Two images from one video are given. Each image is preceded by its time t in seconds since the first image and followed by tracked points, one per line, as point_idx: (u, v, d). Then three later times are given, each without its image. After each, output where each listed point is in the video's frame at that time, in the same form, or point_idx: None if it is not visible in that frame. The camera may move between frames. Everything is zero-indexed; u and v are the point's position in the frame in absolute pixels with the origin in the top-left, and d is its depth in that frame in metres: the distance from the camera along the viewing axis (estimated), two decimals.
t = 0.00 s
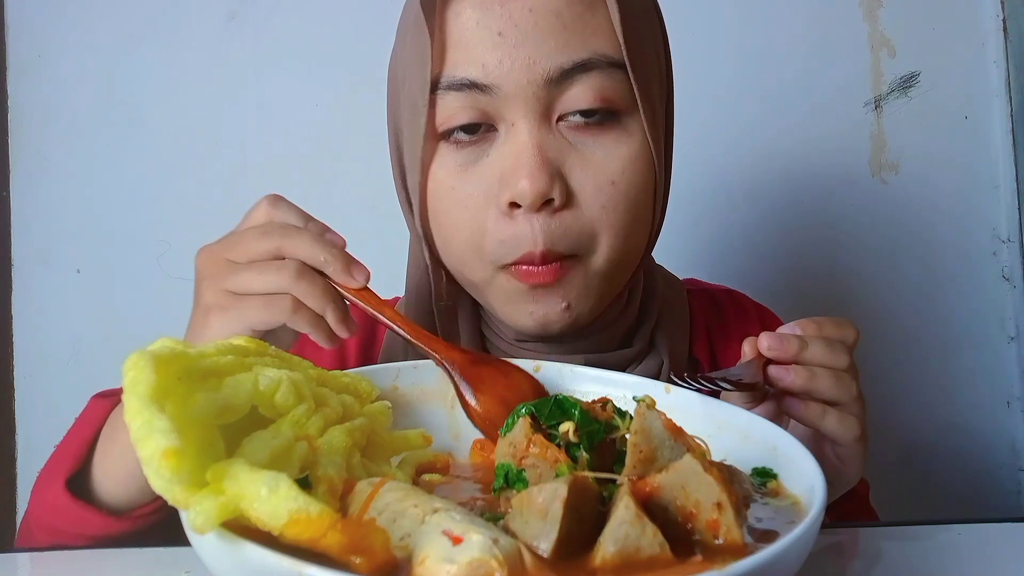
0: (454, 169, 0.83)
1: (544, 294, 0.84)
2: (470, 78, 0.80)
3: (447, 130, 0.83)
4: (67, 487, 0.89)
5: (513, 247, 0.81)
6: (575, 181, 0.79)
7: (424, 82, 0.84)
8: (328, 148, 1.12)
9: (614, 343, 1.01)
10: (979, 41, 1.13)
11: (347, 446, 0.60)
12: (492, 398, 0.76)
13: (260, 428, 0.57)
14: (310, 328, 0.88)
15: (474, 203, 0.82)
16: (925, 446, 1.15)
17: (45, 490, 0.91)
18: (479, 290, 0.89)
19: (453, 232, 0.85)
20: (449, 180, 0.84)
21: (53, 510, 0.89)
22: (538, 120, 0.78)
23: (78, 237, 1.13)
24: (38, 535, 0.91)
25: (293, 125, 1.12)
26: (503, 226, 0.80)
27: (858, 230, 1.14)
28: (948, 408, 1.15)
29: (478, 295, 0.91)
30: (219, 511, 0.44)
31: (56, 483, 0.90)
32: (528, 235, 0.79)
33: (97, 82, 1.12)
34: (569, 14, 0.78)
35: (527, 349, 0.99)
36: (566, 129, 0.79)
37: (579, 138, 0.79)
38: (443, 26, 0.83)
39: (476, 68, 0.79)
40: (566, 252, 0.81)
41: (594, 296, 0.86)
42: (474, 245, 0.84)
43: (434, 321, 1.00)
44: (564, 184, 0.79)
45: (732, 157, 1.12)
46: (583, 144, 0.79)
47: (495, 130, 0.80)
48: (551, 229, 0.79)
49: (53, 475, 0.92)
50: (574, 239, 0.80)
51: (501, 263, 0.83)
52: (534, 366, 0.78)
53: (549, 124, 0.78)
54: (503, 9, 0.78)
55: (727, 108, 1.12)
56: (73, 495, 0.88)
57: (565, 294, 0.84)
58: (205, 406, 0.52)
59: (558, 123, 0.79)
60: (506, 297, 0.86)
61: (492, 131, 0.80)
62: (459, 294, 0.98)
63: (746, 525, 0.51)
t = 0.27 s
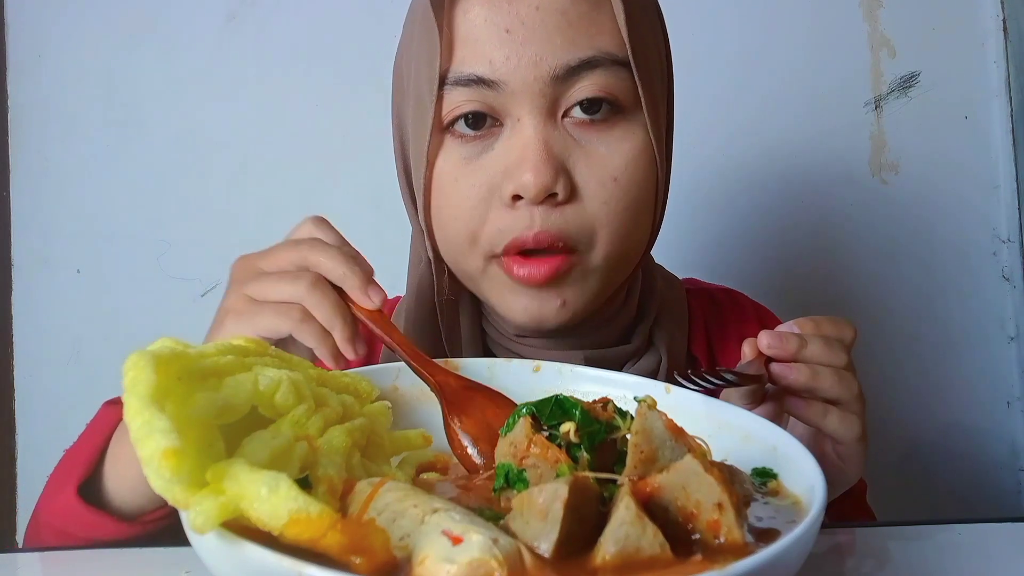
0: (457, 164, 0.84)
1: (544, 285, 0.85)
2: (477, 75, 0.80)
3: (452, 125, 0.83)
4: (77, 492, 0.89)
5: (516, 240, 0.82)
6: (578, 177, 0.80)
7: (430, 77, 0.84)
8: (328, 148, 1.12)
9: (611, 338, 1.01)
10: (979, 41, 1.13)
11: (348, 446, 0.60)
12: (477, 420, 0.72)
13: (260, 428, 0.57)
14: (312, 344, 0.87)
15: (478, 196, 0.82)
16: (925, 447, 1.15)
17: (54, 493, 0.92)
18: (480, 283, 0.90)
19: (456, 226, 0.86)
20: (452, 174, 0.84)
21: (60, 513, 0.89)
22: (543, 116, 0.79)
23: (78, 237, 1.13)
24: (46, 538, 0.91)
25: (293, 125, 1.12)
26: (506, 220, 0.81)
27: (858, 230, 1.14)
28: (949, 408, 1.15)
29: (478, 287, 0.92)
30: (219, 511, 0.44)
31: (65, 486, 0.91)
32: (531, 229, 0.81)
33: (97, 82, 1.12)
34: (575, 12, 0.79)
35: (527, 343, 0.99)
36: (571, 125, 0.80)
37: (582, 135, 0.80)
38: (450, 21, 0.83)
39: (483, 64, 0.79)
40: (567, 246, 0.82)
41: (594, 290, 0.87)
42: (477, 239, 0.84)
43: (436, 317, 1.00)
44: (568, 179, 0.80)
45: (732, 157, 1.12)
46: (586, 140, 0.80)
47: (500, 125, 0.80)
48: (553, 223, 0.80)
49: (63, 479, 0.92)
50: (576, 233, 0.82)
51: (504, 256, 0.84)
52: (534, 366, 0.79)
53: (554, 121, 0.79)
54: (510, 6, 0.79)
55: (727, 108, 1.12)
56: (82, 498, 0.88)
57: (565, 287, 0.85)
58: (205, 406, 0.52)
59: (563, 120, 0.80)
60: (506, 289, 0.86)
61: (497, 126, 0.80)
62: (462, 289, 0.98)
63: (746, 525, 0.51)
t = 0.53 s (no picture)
0: (464, 164, 0.83)
1: (550, 281, 0.85)
2: (485, 76, 0.80)
3: (459, 127, 0.82)
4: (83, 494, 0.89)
5: (523, 237, 0.82)
6: (586, 176, 0.80)
7: (436, 77, 0.83)
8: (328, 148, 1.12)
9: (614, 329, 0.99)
10: (980, 41, 1.13)
11: (348, 446, 0.60)
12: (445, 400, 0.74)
13: (260, 428, 0.57)
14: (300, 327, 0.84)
15: (485, 195, 0.82)
16: (925, 446, 1.15)
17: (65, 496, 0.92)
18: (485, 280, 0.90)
19: (462, 225, 0.85)
20: (459, 174, 0.84)
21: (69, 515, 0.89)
22: (551, 117, 0.79)
23: (78, 237, 1.13)
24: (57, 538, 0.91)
25: (294, 125, 1.12)
26: (513, 219, 0.82)
27: (857, 230, 1.14)
28: (948, 409, 1.15)
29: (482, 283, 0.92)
30: (219, 511, 0.44)
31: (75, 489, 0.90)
32: (538, 226, 0.81)
33: (98, 82, 1.12)
34: (581, 15, 0.80)
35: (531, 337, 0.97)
36: (578, 125, 0.80)
37: (590, 134, 0.80)
38: (458, 22, 0.82)
39: (491, 66, 0.79)
40: (574, 244, 0.83)
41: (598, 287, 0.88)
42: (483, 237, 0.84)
43: (439, 312, 1.00)
44: (575, 177, 0.80)
45: (732, 157, 1.12)
46: (594, 139, 0.81)
47: (508, 126, 0.80)
48: (561, 220, 0.81)
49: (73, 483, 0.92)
50: (581, 231, 0.82)
51: (509, 253, 0.84)
52: (535, 366, 0.79)
53: (562, 121, 0.79)
54: (518, 8, 0.79)
55: (727, 108, 1.12)
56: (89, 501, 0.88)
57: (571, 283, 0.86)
58: (205, 406, 0.52)
59: (570, 120, 0.80)
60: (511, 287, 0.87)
61: (504, 127, 0.80)
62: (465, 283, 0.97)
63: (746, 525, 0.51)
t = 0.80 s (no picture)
0: (470, 157, 0.84)
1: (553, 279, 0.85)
2: (492, 70, 0.80)
3: (466, 119, 0.83)
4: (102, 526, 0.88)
5: (526, 231, 0.82)
6: (588, 172, 0.81)
7: (446, 70, 0.84)
8: (328, 148, 1.12)
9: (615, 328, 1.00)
10: (980, 41, 1.13)
11: (348, 446, 0.60)
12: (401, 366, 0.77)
13: (260, 428, 0.57)
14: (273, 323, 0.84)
15: (489, 189, 0.82)
16: (925, 447, 1.15)
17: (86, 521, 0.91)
18: (488, 277, 0.89)
19: (466, 218, 0.86)
20: (464, 167, 0.84)
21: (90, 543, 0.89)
22: (556, 112, 0.79)
23: (78, 236, 1.13)
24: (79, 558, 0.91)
25: (293, 125, 1.12)
26: (517, 212, 0.82)
27: (857, 230, 1.14)
28: (948, 408, 1.15)
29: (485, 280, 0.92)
30: (219, 511, 0.44)
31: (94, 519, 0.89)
32: (541, 220, 0.81)
33: (97, 82, 1.12)
34: (589, 13, 0.80)
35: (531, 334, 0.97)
36: (582, 121, 0.80)
37: (593, 131, 0.81)
38: (468, 16, 0.83)
39: (498, 60, 0.80)
40: (576, 240, 0.83)
41: (600, 285, 0.87)
42: (487, 231, 0.84)
43: (445, 306, 0.99)
44: (578, 173, 0.80)
45: (732, 157, 1.12)
46: (596, 136, 0.81)
47: (513, 120, 0.81)
48: (563, 215, 0.81)
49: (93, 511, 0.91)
50: (584, 228, 0.82)
51: (512, 250, 0.84)
52: (535, 366, 0.79)
53: (566, 117, 0.80)
54: (526, 4, 0.80)
55: (727, 108, 1.12)
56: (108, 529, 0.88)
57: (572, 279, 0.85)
58: (205, 406, 0.52)
59: (575, 116, 0.80)
60: (513, 284, 0.87)
61: (510, 121, 0.81)
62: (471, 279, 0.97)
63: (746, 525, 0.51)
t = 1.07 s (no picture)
0: (469, 151, 0.84)
1: (554, 274, 0.84)
2: (490, 64, 0.81)
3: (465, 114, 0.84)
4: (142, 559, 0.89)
5: (525, 224, 0.81)
6: (588, 164, 0.80)
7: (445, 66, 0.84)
8: (328, 148, 1.12)
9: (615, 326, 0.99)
10: (980, 41, 1.13)
11: (347, 446, 0.60)
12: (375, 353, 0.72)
13: (260, 428, 0.57)
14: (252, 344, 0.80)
15: (488, 182, 0.82)
16: (925, 447, 1.15)
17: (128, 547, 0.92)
18: (488, 274, 0.89)
19: (466, 213, 0.85)
20: (463, 162, 0.84)
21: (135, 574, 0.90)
22: (555, 105, 0.79)
23: (78, 236, 1.13)
24: None
25: (294, 125, 1.12)
26: (516, 205, 0.81)
27: (855, 230, 1.14)
28: (949, 409, 1.15)
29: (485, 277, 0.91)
30: (219, 511, 0.44)
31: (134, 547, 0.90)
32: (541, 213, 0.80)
33: (97, 82, 1.12)
34: (587, 8, 0.81)
35: (531, 333, 0.96)
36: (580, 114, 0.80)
37: (592, 124, 0.81)
38: (467, 13, 0.84)
39: (497, 54, 0.80)
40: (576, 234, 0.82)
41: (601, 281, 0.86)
42: (486, 226, 0.84)
43: (444, 305, 0.98)
44: (578, 165, 0.80)
45: (732, 157, 1.12)
46: (595, 129, 0.81)
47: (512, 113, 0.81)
48: (563, 208, 0.80)
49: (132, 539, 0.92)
50: (585, 221, 0.81)
51: (513, 246, 0.83)
52: (535, 365, 0.79)
53: (565, 110, 0.80)
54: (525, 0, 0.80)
55: (727, 108, 1.12)
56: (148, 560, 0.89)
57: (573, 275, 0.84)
58: (205, 406, 0.52)
59: (574, 110, 0.80)
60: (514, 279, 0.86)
61: (509, 115, 0.81)
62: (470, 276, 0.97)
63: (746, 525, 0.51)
